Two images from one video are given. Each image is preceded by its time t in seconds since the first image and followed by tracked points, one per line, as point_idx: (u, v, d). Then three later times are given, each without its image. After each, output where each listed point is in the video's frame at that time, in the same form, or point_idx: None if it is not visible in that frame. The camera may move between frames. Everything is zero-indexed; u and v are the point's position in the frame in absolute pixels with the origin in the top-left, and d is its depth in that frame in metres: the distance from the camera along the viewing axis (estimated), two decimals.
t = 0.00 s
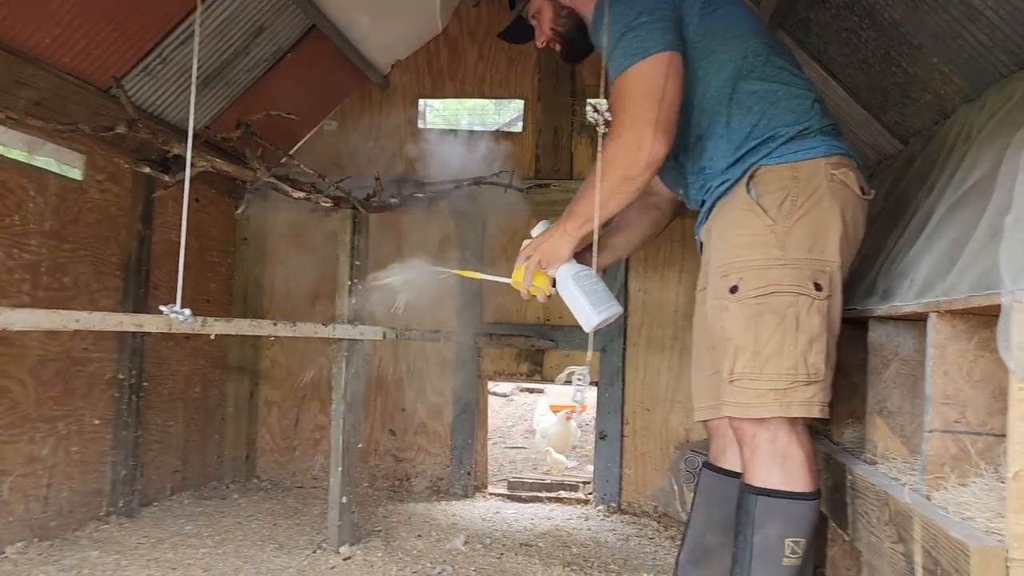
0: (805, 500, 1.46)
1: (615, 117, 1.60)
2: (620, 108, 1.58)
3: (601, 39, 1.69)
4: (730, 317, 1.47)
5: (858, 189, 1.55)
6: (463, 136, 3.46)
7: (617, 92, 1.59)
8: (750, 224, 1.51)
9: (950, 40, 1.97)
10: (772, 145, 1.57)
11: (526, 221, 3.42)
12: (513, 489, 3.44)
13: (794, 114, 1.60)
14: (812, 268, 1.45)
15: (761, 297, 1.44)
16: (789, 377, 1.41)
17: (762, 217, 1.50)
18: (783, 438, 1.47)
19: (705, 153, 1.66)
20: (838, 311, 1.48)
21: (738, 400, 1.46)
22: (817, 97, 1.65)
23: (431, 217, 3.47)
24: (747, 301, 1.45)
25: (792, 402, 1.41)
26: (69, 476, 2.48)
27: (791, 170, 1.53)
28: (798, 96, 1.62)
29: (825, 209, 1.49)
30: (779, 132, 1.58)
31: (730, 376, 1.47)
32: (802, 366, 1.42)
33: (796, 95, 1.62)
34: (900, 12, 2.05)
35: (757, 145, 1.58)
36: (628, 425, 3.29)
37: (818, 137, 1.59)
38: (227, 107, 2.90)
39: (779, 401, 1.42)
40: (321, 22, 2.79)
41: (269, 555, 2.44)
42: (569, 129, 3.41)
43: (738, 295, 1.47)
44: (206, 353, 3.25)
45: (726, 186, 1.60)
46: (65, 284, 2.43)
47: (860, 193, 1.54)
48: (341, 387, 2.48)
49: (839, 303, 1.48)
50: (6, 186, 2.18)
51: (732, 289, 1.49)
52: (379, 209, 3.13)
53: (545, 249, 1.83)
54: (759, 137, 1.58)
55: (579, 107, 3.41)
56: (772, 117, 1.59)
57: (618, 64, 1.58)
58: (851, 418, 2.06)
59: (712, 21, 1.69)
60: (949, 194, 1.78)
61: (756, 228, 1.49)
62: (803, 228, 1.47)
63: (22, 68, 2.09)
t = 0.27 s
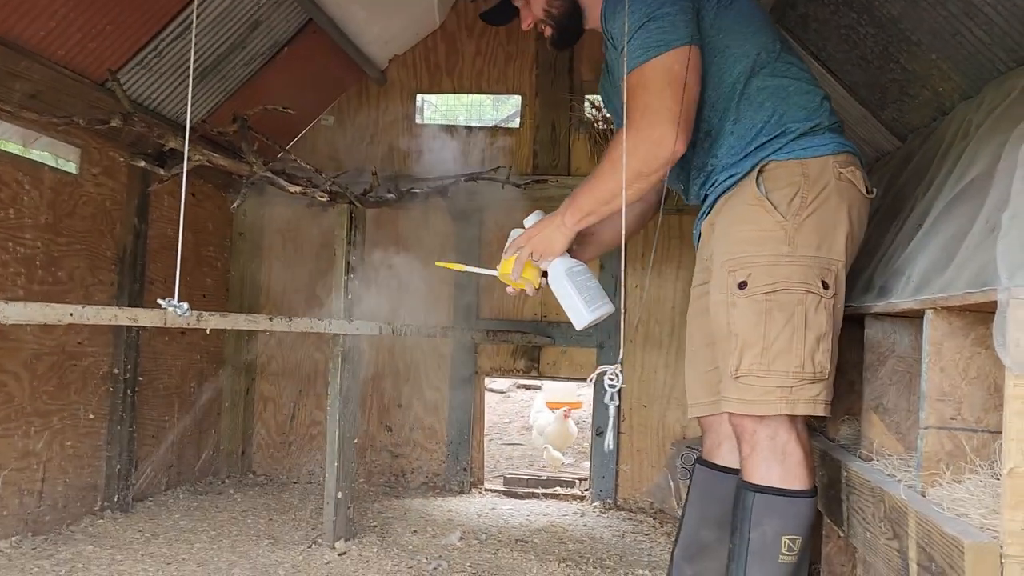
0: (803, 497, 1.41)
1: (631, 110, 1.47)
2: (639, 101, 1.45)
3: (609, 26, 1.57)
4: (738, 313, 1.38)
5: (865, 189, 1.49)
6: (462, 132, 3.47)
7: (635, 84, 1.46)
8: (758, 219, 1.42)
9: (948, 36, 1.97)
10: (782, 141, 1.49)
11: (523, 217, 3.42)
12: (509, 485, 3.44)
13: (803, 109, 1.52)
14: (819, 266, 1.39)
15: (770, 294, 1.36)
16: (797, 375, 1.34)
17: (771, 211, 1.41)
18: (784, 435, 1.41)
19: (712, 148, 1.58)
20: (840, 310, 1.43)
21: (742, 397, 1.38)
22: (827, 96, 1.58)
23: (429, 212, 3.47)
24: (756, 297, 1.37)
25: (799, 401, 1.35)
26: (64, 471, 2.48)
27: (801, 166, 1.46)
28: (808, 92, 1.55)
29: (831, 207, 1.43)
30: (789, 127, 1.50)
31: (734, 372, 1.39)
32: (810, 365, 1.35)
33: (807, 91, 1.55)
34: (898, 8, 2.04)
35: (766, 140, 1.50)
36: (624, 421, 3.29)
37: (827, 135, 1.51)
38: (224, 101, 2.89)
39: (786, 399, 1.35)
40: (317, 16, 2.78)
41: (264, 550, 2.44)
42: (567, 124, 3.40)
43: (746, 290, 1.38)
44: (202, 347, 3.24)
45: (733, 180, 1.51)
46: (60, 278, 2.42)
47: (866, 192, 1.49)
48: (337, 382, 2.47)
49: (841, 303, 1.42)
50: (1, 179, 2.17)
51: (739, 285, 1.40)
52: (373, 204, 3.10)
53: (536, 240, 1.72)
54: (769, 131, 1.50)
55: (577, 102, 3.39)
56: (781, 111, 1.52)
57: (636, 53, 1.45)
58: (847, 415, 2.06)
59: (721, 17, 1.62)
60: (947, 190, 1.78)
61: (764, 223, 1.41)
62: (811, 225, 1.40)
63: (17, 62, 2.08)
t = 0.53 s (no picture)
0: (804, 499, 1.39)
1: (649, 104, 1.42)
2: (659, 96, 1.40)
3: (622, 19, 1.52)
4: (747, 314, 1.36)
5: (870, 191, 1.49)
6: (464, 132, 3.48)
7: (654, 78, 1.41)
8: (768, 219, 1.40)
9: (949, 37, 1.97)
10: (793, 141, 1.48)
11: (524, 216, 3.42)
12: (508, 484, 3.45)
13: (812, 110, 1.52)
14: (827, 268, 1.38)
15: (779, 295, 1.34)
16: (804, 376, 1.33)
17: (782, 211, 1.40)
18: (788, 436, 1.38)
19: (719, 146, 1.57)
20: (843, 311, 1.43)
21: (749, 399, 1.36)
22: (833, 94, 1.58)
23: (430, 211, 3.48)
24: (765, 298, 1.35)
25: (806, 403, 1.33)
26: (64, 468, 2.48)
27: (812, 167, 1.45)
28: (816, 92, 1.54)
29: (839, 208, 1.43)
30: (799, 127, 1.50)
31: (742, 373, 1.36)
32: (817, 368, 1.34)
33: (814, 91, 1.54)
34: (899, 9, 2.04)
35: (777, 140, 1.49)
36: (624, 421, 3.29)
37: (835, 136, 1.51)
38: (224, 98, 2.89)
39: (793, 401, 1.33)
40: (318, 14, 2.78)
41: (264, 548, 2.44)
42: (568, 123, 3.40)
43: (755, 291, 1.36)
44: (202, 345, 3.24)
45: (741, 178, 1.51)
46: (61, 276, 2.42)
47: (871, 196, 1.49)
48: (337, 380, 2.47)
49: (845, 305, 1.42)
50: (2, 176, 2.18)
51: (747, 285, 1.38)
52: (373, 203, 3.11)
53: (535, 228, 1.70)
54: (778, 131, 1.50)
55: (578, 102, 3.39)
56: (791, 111, 1.51)
57: (656, 46, 1.41)
58: (846, 415, 2.06)
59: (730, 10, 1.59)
60: (947, 191, 1.78)
61: (774, 223, 1.39)
62: (820, 227, 1.39)
63: (18, 59, 2.08)
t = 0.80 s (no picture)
0: (811, 506, 1.38)
1: (641, 96, 1.43)
2: (649, 88, 1.41)
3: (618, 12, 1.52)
4: (752, 317, 1.36)
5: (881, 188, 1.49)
6: (467, 132, 3.49)
7: (645, 71, 1.43)
8: (775, 220, 1.40)
9: (952, 39, 1.97)
10: (801, 138, 1.48)
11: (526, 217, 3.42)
12: (510, 485, 3.45)
13: (822, 105, 1.52)
14: (836, 270, 1.37)
15: (787, 298, 1.34)
16: (812, 382, 1.33)
17: (789, 212, 1.39)
18: (795, 442, 1.38)
19: (726, 143, 1.56)
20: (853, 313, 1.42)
21: (756, 403, 1.36)
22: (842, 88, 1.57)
23: (432, 212, 3.48)
24: (773, 301, 1.34)
25: (812, 409, 1.33)
26: (66, 466, 2.48)
27: (820, 164, 1.44)
28: (825, 87, 1.54)
29: (849, 207, 1.42)
30: (807, 123, 1.49)
31: (749, 378, 1.36)
32: (826, 372, 1.33)
33: (824, 85, 1.54)
34: (902, 10, 2.03)
35: (785, 136, 1.49)
36: (626, 422, 3.29)
37: (847, 132, 1.51)
38: (227, 98, 2.89)
39: (799, 407, 1.33)
40: (321, 14, 2.78)
41: (265, 548, 2.44)
42: (571, 124, 3.40)
43: (761, 293, 1.36)
44: (204, 344, 3.25)
45: (750, 176, 1.50)
46: (64, 275, 2.42)
47: (883, 193, 1.48)
48: (339, 380, 2.47)
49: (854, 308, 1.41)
50: (5, 175, 2.18)
51: (755, 288, 1.38)
52: (377, 203, 3.10)
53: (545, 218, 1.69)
54: (788, 127, 1.49)
55: (581, 103, 3.39)
56: (799, 108, 1.51)
57: (646, 39, 1.42)
58: (849, 417, 2.06)
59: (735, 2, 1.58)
60: (951, 193, 1.77)
61: (782, 224, 1.39)
62: (829, 228, 1.39)
63: (22, 58, 2.09)
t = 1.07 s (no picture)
0: (816, 515, 1.37)
1: (631, 103, 1.46)
2: (636, 95, 1.44)
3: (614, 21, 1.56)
4: (747, 322, 1.37)
5: (885, 187, 1.45)
6: (469, 134, 3.49)
7: (632, 79, 1.45)
8: (771, 223, 1.39)
9: (956, 42, 1.97)
10: (797, 136, 1.45)
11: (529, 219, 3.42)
12: (512, 486, 3.45)
13: (820, 102, 1.48)
14: (835, 273, 1.35)
15: (780, 302, 1.33)
16: (807, 388, 1.32)
17: (783, 214, 1.38)
18: (800, 451, 1.37)
19: (724, 144, 1.54)
20: (857, 316, 1.39)
21: (754, 410, 1.36)
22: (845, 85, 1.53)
23: (436, 213, 3.48)
24: (766, 307, 1.34)
25: (809, 415, 1.32)
26: (68, 466, 2.49)
27: (817, 163, 1.42)
28: (825, 83, 1.50)
29: (848, 206, 1.39)
30: (804, 121, 1.46)
31: (746, 384, 1.37)
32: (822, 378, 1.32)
33: (824, 82, 1.50)
34: (906, 13, 2.04)
35: (781, 135, 1.47)
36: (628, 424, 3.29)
37: (847, 129, 1.47)
38: (232, 99, 2.90)
39: (796, 413, 1.32)
40: (325, 15, 2.78)
41: (267, 548, 2.45)
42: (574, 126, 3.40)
43: (756, 298, 1.36)
44: (207, 344, 3.25)
45: (746, 176, 1.49)
46: (68, 274, 2.43)
47: (887, 191, 1.44)
48: (341, 381, 2.47)
49: (859, 310, 1.38)
50: (10, 174, 2.19)
51: (749, 293, 1.38)
52: (380, 204, 3.10)
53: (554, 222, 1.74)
54: (784, 125, 1.47)
55: (584, 104, 3.39)
56: (796, 105, 1.48)
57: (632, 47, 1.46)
58: (851, 420, 2.06)
59: (732, 5, 1.58)
60: (953, 196, 1.78)
61: (777, 227, 1.38)
62: (826, 229, 1.37)
63: (27, 59, 2.10)
